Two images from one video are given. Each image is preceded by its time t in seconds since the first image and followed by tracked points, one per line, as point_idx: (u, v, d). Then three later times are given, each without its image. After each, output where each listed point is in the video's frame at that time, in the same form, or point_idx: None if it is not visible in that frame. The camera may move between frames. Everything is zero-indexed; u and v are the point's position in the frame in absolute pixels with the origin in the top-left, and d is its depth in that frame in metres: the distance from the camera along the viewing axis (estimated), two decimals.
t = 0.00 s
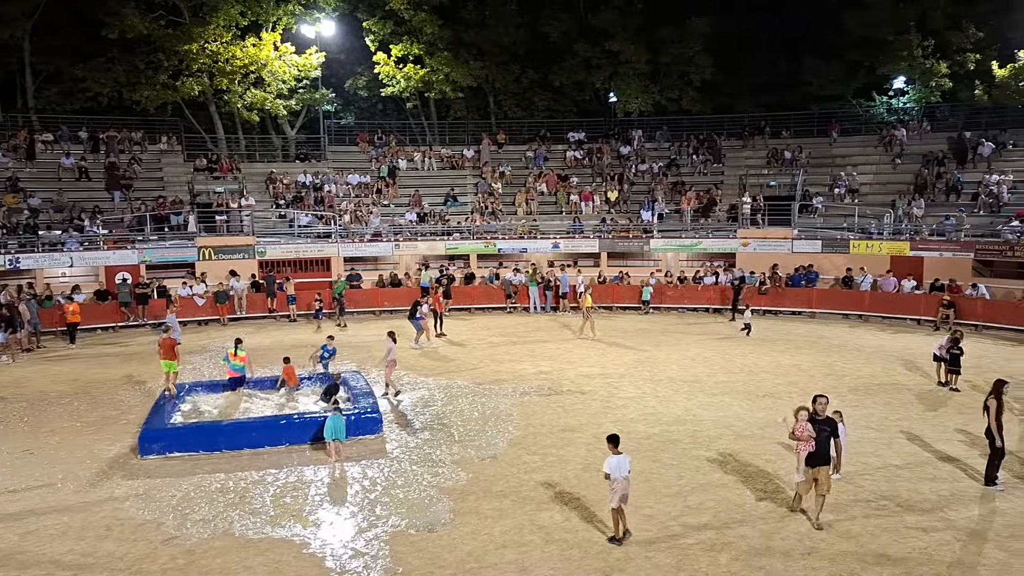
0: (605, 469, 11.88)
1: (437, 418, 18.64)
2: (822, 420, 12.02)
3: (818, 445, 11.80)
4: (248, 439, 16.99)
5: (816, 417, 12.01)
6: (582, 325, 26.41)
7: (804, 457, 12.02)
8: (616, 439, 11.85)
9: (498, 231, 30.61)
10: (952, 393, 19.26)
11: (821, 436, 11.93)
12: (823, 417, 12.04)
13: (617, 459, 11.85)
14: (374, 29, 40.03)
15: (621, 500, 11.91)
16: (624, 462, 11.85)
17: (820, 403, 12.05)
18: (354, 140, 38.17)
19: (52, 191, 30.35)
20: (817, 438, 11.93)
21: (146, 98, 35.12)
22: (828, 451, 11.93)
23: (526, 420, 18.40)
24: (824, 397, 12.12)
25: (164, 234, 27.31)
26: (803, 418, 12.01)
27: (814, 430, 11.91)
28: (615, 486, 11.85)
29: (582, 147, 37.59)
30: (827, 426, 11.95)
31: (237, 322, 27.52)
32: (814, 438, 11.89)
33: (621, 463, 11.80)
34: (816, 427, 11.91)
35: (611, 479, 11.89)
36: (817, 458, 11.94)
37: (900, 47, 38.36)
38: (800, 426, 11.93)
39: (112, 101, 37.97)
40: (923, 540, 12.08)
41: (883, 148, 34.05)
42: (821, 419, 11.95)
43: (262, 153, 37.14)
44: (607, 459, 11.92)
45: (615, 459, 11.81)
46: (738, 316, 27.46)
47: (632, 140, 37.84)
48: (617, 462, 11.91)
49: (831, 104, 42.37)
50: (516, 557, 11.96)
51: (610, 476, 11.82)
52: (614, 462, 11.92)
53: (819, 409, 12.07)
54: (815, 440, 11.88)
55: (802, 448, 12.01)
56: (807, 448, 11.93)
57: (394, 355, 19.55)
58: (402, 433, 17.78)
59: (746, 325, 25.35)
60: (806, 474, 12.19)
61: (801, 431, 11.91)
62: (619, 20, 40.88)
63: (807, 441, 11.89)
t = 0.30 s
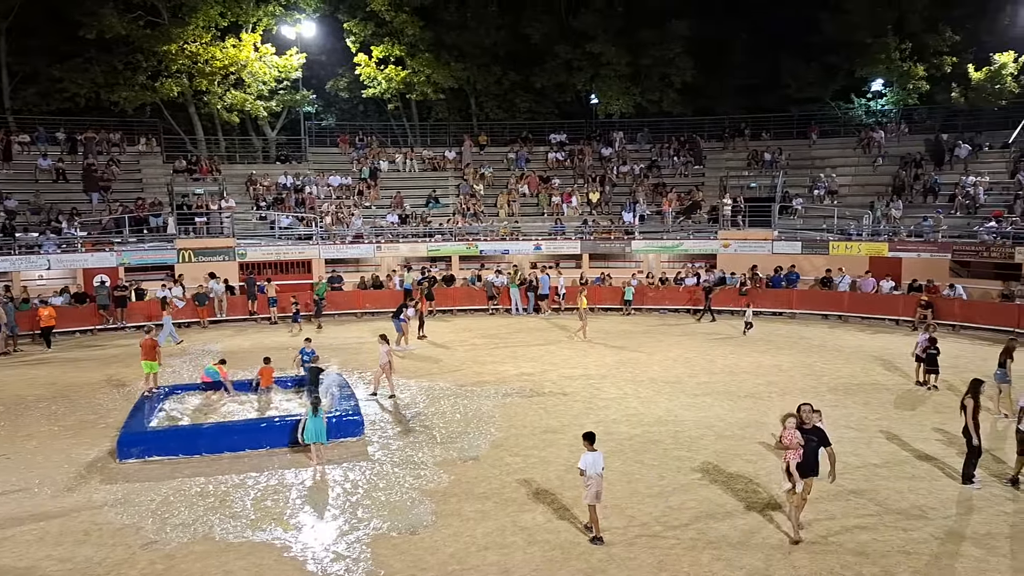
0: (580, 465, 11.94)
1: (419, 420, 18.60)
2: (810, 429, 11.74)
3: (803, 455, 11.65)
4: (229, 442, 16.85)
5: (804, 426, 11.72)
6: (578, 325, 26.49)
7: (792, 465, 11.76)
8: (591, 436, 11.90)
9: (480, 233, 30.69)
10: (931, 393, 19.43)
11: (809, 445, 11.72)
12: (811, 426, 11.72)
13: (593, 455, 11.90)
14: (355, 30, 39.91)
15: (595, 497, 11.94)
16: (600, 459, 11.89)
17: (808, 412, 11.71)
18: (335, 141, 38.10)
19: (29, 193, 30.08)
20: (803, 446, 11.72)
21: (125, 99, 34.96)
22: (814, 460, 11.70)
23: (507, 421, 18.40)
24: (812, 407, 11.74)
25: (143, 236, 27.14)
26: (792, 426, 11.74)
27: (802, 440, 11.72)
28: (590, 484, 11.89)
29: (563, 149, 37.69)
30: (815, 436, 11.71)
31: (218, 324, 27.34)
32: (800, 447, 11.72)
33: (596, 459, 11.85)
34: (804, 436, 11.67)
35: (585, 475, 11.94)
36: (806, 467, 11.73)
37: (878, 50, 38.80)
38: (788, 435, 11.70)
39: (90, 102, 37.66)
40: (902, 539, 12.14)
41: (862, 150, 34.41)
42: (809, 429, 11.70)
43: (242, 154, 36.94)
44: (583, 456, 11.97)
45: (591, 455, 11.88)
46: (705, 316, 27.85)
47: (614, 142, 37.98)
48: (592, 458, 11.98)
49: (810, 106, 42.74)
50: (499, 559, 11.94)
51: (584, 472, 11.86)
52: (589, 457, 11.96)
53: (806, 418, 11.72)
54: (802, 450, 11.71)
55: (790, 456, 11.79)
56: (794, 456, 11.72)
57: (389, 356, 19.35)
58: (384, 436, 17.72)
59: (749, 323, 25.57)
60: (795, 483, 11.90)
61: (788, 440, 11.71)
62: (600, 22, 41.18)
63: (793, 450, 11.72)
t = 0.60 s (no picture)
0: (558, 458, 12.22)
1: (402, 422, 18.55)
2: (798, 436, 10.90)
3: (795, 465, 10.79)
4: (210, 445, 16.72)
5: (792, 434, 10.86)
6: (572, 323, 26.61)
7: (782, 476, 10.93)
8: (570, 431, 12.15)
9: (462, 234, 30.82)
10: (910, 392, 19.62)
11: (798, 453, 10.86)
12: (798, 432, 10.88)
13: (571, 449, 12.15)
14: (336, 31, 39.83)
15: (571, 489, 12.23)
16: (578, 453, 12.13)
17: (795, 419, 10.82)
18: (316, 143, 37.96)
19: (6, 195, 29.78)
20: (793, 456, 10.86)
21: (104, 99, 34.71)
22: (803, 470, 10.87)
23: (490, 422, 18.38)
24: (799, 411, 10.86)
25: (122, 237, 26.99)
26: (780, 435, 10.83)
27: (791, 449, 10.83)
28: (566, 476, 12.19)
29: (546, 150, 37.74)
30: (805, 443, 10.84)
31: (199, 326, 27.16)
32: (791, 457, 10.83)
33: (573, 454, 12.10)
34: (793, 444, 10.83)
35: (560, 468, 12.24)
36: (795, 477, 10.91)
37: (858, 52, 39.26)
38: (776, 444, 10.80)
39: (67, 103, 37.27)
40: (882, 537, 12.24)
41: (842, 151, 34.72)
42: (798, 437, 10.79)
43: (223, 155, 36.65)
44: (561, 450, 12.22)
45: (569, 449, 12.13)
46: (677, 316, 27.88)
47: (596, 143, 38.07)
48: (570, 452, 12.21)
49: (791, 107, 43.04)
50: (481, 561, 11.91)
51: (562, 466, 12.14)
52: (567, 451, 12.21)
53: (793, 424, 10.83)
54: (793, 459, 10.81)
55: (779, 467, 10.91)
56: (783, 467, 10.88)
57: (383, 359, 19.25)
58: (366, 437, 17.67)
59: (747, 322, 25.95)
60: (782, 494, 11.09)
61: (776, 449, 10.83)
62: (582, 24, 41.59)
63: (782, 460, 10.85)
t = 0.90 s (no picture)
0: (532, 458, 12.37)
1: (384, 424, 18.48)
2: (792, 451, 10.67)
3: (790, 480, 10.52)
4: (190, 449, 16.58)
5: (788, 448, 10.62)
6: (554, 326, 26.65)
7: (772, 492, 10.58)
8: (545, 430, 12.27)
9: (444, 235, 30.95)
10: (889, 391, 19.79)
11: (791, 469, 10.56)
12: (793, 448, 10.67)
13: (545, 447, 12.31)
14: (317, 31, 39.66)
15: (545, 488, 12.43)
16: (554, 451, 12.30)
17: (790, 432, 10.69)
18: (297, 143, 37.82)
19: None
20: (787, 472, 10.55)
21: (81, 100, 34.41)
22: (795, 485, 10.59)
23: (473, 424, 18.36)
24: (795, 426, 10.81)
25: (101, 240, 26.78)
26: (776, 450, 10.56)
27: (784, 463, 10.62)
28: (540, 474, 12.39)
29: (528, 152, 37.79)
30: (799, 458, 10.58)
31: (180, 329, 26.96)
32: (783, 472, 10.55)
33: (548, 452, 12.26)
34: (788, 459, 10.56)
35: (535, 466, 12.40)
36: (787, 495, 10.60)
37: (836, 55, 39.63)
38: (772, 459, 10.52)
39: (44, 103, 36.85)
40: (861, 535, 12.34)
41: (821, 152, 35.04)
42: (791, 450, 10.61)
43: (203, 156, 36.40)
44: (535, 449, 12.37)
45: (544, 448, 12.31)
46: (648, 316, 28.00)
47: (578, 144, 38.18)
48: (545, 450, 12.36)
49: (771, 109, 43.20)
50: (464, 562, 11.89)
51: (536, 465, 12.30)
52: (540, 449, 12.36)
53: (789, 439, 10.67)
54: (785, 474, 10.54)
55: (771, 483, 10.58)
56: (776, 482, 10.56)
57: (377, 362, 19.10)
58: (348, 440, 17.59)
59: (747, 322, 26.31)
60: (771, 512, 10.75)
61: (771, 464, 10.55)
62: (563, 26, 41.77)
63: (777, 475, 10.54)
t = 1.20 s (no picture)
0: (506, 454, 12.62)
1: (367, 425, 18.41)
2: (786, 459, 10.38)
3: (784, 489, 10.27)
4: (170, 452, 16.44)
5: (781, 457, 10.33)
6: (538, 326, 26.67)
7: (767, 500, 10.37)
8: (519, 427, 12.49)
9: (427, 236, 30.93)
10: (870, 389, 19.94)
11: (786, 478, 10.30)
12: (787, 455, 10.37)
13: (519, 444, 12.57)
14: (298, 31, 39.46)
15: (520, 483, 12.68)
16: (527, 448, 12.57)
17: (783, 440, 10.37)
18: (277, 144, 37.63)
19: None
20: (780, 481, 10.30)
21: (59, 100, 34.09)
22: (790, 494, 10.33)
23: (456, 425, 18.32)
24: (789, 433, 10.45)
25: (80, 241, 26.55)
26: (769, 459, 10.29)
27: (777, 471, 10.30)
28: (515, 470, 12.61)
29: (510, 152, 37.81)
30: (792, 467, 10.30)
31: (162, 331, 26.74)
32: (776, 481, 10.24)
33: (523, 448, 12.53)
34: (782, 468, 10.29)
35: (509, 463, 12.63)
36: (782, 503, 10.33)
37: (816, 56, 39.94)
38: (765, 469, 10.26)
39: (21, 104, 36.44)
40: (842, 533, 12.41)
41: (802, 153, 35.28)
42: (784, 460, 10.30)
43: (183, 157, 36.12)
44: (511, 445, 12.64)
45: (518, 444, 12.56)
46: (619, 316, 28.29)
47: (560, 144, 38.23)
48: (519, 446, 12.60)
49: (752, 109, 43.17)
50: (448, 564, 11.87)
51: (511, 461, 12.55)
52: (515, 446, 12.59)
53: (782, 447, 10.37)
54: (779, 482, 10.26)
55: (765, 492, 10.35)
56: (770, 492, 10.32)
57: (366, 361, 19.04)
58: (330, 442, 17.51)
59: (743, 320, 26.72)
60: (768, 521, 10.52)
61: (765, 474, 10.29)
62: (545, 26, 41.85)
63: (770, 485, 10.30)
